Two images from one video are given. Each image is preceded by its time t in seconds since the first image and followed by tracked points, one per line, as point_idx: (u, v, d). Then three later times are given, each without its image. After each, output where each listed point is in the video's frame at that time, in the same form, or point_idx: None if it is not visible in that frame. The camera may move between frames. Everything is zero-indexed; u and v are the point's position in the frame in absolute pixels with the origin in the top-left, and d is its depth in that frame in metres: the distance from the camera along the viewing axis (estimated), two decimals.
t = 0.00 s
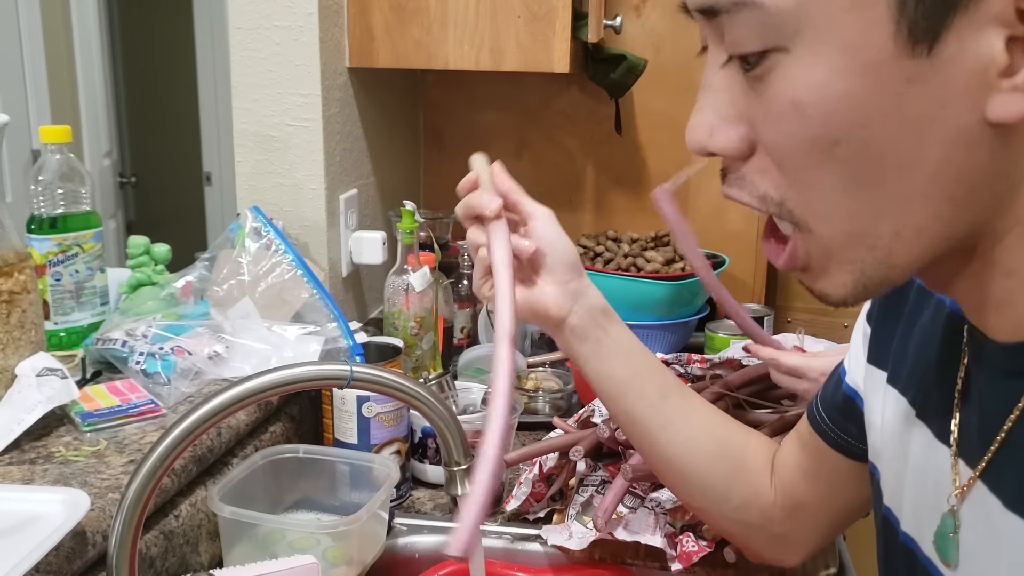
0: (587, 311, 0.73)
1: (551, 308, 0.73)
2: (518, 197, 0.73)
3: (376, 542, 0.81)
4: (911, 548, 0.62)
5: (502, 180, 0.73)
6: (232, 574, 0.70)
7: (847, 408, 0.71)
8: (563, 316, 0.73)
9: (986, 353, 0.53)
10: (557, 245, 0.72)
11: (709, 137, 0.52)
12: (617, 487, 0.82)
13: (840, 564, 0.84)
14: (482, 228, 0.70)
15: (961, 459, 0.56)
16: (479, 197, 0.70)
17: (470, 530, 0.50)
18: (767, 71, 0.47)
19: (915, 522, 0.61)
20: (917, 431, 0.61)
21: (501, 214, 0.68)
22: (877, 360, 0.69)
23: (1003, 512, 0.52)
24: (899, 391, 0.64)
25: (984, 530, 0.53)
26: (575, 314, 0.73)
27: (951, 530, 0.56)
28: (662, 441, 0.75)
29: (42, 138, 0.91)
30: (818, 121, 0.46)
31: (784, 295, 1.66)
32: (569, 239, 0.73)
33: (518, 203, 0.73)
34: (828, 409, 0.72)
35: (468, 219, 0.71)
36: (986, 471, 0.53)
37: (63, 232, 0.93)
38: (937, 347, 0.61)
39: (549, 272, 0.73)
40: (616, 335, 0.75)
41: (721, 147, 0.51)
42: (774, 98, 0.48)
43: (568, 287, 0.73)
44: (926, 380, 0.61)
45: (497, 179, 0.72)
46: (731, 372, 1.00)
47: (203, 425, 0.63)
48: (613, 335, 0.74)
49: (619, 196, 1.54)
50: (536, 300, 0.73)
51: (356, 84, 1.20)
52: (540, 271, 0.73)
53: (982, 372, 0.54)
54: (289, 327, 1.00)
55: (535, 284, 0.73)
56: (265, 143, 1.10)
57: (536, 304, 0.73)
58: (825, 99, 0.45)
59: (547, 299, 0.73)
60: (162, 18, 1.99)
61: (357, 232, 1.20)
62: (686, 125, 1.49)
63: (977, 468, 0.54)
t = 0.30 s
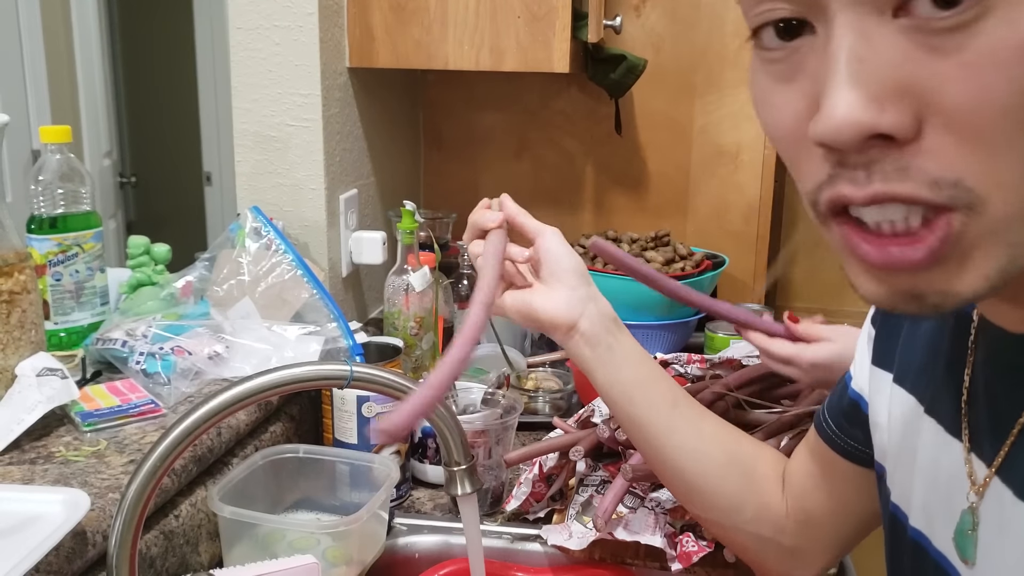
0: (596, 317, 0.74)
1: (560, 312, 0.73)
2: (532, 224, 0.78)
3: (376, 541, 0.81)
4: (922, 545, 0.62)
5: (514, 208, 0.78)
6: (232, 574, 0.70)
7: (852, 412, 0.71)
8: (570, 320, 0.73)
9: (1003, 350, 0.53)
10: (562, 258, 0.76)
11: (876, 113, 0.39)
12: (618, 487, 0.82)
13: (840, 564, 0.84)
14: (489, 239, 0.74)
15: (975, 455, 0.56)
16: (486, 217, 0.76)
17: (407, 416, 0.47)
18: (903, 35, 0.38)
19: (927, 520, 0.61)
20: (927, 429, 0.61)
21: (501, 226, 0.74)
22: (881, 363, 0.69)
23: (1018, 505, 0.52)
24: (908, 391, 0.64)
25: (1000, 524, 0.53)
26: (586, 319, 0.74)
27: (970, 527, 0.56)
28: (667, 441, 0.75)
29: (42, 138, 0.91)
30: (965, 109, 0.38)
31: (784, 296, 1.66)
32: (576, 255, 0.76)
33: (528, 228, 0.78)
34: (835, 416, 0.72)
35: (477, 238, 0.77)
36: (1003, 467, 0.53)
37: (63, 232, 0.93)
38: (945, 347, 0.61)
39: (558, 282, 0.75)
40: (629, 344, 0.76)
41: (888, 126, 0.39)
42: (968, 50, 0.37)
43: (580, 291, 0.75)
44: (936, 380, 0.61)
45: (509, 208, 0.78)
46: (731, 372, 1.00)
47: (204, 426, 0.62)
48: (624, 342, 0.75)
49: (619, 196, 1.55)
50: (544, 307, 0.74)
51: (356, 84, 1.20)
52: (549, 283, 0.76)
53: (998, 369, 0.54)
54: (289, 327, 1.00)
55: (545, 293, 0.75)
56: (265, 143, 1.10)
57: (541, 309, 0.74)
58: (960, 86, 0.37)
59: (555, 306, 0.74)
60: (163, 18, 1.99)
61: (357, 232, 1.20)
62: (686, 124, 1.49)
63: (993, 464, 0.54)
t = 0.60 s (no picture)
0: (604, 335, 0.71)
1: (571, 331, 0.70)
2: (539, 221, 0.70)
3: (376, 542, 0.81)
4: (925, 542, 0.61)
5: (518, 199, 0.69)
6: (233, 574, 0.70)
7: (848, 410, 0.71)
8: (581, 339, 0.70)
9: (1006, 343, 0.54)
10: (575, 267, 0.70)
11: (911, 97, 0.40)
12: (618, 487, 0.82)
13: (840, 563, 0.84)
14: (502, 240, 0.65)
15: (982, 452, 0.56)
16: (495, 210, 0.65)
17: (475, 528, 0.42)
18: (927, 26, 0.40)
19: (929, 516, 0.61)
20: (929, 425, 0.61)
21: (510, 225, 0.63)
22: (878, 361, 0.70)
23: None
24: (907, 387, 0.64)
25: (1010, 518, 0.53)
26: (596, 337, 0.71)
27: (978, 521, 0.56)
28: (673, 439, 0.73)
29: (42, 138, 0.91)
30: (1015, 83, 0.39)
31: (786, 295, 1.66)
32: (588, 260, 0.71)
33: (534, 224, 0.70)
34: (829, 415, 0.72)
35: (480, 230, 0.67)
36: (1011, 462, 0.53)
37: (63, 232, 0.93)
38: (946, 344, 0.62)
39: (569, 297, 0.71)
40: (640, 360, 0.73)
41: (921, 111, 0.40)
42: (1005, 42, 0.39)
43: (589, 308, 0.71)
44: (937, 376, 0.61)
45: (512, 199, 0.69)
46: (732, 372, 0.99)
47: (204, 426, 0.62)
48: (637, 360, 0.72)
49: (619, 196, 1.54)
50: (555, 322, 0.70)
51: (356, 84, 1.20)
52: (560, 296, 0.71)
53: (1002, 364, 0.55)
54: (289, 327, 1.00)
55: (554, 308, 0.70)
56: (265, 143, 1.10)
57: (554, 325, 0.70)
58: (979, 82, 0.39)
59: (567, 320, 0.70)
60: (164, 18, 1.99)
61: (357, 232, 1.20)
62: (687, 124, 1.49)
63: (1002, 460, 0.54)
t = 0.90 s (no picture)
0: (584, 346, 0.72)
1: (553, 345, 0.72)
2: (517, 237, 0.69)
3: (376, 542, 0.81)
4: (929, 539, 0.62)
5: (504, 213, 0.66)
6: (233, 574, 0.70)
7: (857, 409, 0.71)
8: (563, 351, 0.71)
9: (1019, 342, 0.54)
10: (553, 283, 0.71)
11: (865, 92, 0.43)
12: (618, 487, 0.82)
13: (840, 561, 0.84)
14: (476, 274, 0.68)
15: (990, 451, 0.56)
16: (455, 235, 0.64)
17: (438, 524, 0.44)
18: (838, 47, 0.44)
19: (935, 515, 0.61)
20: (935, 422, 0.61)
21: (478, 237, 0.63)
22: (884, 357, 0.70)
23: None
24: (914, 384, 0.64)
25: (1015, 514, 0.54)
26: (578, 346, 0.72)
27: (981, 515, 0.56)
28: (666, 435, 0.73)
29: (42, 138, 0.91)
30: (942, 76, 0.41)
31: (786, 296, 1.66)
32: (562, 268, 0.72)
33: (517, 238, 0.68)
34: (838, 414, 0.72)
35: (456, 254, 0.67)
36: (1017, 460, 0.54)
37: (63, 232, 0.93)
38: (953, 340, 0.62)
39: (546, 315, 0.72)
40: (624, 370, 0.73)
41: (809, 118, 0.46)
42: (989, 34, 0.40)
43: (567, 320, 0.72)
44: (946, 373, 0.61)
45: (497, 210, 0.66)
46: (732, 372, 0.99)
47: (203, 426, 0.62)
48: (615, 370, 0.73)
49: (619, 196, 1.55)
50: (534, 335, 0.72)
51: (356, 84, 1.20)
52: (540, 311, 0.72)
53: (1011, 362, 0.55)
54: (289, 327, 1.00)
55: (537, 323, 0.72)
56: (265, 143, 1.10)
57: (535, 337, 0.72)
58: (904, 82, 0.42)
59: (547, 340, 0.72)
60: (164, 18, 1.99)
61: (357, 232, 1.20)
62: (686, 124, 1.49)
63: (1008, 458, 0.54)
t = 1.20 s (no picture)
0: (586, 319, 0.70)
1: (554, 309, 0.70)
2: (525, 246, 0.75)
3: (376, 541, 0.81)
4: (934, 537, 0.62)
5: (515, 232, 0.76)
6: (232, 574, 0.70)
7: (867, 403, 0.71)
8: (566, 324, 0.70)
9: None
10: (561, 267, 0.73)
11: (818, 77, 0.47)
12: (618, 487, 0.82)
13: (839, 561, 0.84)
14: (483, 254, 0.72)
15: (996, 450, 0.56)
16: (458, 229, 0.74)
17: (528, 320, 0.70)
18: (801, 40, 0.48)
19: (939, 512, 0.61)
20: (946, 421, 0.61)
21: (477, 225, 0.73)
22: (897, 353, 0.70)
23: None
24: (925, 381, 0.64)
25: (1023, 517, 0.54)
26: (581, 320, 0.70)
27: (982, 513, 0.56)
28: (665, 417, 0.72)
29: (42, 138, 0.91)
30: (861, 79, 0.45)
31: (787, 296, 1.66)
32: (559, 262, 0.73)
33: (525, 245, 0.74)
34: (847, 408, 0.73)
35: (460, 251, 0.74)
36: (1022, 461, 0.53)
37: (63, 232, 0.93)
38: (965, 337, 0.61)
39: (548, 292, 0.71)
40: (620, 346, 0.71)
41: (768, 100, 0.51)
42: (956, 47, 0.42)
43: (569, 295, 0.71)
44: (956, 371, 0.61)
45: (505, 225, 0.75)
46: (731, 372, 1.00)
47: (203, 426, 0.62)
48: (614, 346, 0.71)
49: (619, 196, 1.54)
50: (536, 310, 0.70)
51: (356, 84, 1.20)
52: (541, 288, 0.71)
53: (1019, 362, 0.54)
54: (289, 327, 1.00)
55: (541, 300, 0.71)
56: (265, 143, 1.10)
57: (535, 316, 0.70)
58: (844, 77, 0.45)
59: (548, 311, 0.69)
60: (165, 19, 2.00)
61: (357, 232, 1.20)
62: (686, 124, 1.49)
63: (1013, 458, 0.54)
